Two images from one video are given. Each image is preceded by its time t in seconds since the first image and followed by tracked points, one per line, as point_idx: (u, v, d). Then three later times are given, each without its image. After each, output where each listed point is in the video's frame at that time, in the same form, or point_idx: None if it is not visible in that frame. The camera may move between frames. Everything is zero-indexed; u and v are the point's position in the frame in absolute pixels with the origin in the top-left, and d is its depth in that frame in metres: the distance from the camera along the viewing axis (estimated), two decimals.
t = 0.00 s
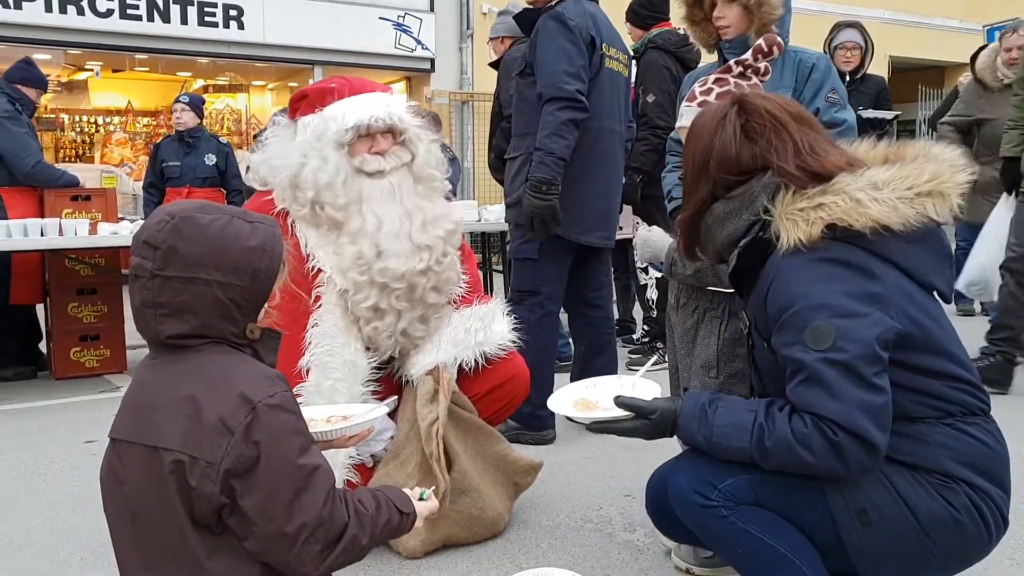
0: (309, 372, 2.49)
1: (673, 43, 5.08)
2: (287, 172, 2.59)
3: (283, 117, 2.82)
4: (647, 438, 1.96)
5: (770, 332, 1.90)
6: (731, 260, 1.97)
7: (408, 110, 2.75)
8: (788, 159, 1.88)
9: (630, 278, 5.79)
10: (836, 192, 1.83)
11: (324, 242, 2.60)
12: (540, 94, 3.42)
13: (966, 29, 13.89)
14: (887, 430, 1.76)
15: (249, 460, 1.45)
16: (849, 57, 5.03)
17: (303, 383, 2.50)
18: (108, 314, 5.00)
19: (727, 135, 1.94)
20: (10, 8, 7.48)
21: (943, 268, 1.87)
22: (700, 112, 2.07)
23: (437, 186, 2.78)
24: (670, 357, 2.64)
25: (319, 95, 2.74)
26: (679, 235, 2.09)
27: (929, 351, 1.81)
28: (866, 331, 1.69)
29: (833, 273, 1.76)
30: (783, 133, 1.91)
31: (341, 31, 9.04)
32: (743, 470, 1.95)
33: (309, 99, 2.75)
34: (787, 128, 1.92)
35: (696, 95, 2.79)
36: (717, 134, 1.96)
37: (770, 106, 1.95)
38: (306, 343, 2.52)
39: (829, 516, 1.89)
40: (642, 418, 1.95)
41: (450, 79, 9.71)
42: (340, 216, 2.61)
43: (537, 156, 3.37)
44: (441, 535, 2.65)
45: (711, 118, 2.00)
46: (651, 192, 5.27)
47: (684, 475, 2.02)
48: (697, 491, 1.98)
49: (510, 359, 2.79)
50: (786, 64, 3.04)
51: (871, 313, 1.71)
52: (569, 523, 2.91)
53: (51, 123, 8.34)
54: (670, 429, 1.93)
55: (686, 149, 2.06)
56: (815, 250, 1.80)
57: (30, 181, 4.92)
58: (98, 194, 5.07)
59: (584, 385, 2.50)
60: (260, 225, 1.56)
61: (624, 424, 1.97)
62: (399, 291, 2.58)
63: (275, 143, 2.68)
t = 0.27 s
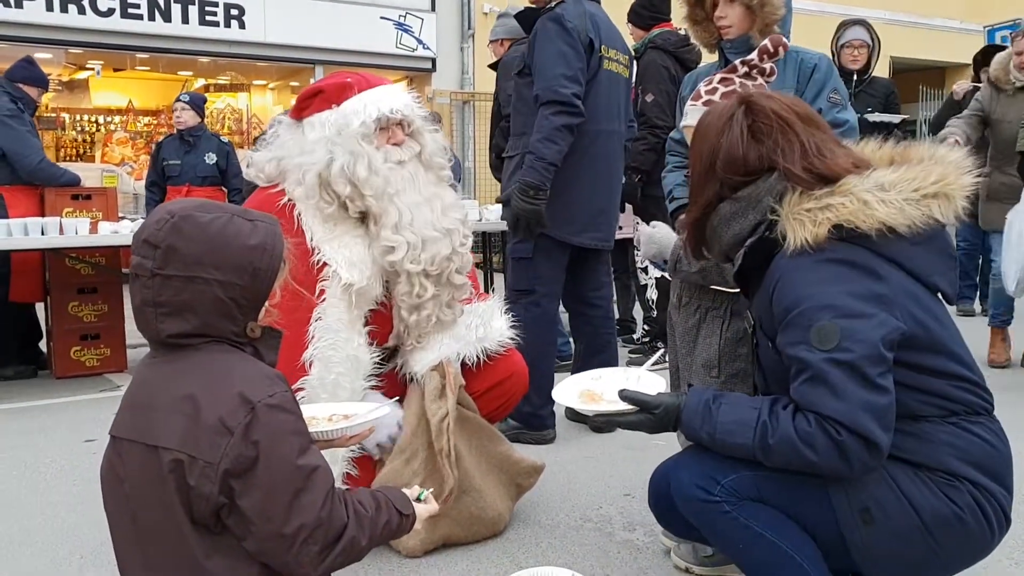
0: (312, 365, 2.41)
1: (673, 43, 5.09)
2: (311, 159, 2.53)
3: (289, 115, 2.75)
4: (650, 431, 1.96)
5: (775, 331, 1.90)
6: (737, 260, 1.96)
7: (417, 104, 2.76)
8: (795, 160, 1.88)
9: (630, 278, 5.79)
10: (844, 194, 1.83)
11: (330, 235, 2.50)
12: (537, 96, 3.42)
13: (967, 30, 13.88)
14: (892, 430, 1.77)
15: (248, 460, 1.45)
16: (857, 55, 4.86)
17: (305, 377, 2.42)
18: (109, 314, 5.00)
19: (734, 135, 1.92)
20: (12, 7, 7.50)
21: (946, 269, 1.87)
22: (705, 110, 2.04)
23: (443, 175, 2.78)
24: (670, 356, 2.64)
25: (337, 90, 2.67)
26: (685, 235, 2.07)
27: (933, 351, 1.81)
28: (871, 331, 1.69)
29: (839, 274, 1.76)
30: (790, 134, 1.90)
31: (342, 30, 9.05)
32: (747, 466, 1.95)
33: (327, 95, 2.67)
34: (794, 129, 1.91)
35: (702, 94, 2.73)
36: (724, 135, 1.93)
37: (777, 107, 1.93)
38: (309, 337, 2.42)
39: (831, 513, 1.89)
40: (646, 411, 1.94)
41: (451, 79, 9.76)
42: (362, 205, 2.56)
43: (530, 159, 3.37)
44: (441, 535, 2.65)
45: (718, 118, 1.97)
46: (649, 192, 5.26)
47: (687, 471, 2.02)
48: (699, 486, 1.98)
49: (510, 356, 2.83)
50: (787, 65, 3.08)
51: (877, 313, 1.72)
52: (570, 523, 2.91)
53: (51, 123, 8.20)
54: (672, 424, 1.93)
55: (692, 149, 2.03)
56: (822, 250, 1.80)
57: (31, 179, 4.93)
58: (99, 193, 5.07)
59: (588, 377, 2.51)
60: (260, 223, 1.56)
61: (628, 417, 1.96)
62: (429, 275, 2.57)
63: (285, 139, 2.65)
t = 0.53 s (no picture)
0: (323, 361, 2.39)
1: (672, 41, 5.08)
2: (321, 154, 2.54)
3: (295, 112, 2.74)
4: (653, 429, 1.96)
5: (776, 327, 1.90)
6: (738, 257, 1.97)
7: (423, 102, 2.74)
8: (796, 157, 1.89)
9: (630, 276, 5.80)
10: (845, 189, 1.84)
11: (337, 231, 2.49)
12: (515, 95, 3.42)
13: (968, 28, 13.86)
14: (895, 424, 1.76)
15: (247, 460, 1.45)
16: (858, 48, 4.81)
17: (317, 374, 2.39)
18: (109, 312, 5.00)
19: (736, 132, 1.94)
20: (11, 5, 7.51)
21: (947, 266, 1.87)
22: (707, 109, 2.07)
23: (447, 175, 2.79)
24: (670, 355, 2.65)
25: (347, 85, 2.65)
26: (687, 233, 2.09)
27: (933, 347, 1.81)
28: (873, 325, 1.69)
29: (841, 269, 1.76)
30: (791, 131, 1.92)
31: (342, 29, 9.04)
32: (749, 463, 1.95)
33: (337, 91, 2.66)
34: (794, 126, 1.93)
35: (709, 87, 2.67)
36: (725, 132, 1.96)
37: (778, 104, 1.95)
38: (319, 333, 2.40)
39: (832, 510, 1.89)
40: (648, 409, 1.94)
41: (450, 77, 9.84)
42: (372, 200, 2.57)
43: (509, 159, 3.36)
44: (441, 533, 2.64)
45: (720, 116, 2.00)
46: (647, 190, 5.25)
47: (688, 468, 2.02)
48: (700, 483, 1.99)
49: (506, 352, 2.87)
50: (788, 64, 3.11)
51: (879, 308, 1.71)
52: (570, 521, 2.91)
53: (51, 121, 8.01)
54: (674, 421, 1.93)
55: (694, 147, 2.06)
56: (824, 246, 1.80)
57: (32, 178, 4.94)
58: (99, 191, 5.07)
59: (589, 374, 2.51)
60: (254, 220, 1.56)
61: (629, 416, 1.96)
62: (430, 271, 2.59)
63: (292, 135, 2.66)
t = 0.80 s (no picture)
0: (337, 362, 2.40)
1: (671, 40, 5.08)
2: (332, 155, 2.53)
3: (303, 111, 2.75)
4: (651, 425, 1.94)
5: (776, 323, 1.89)
6: (737, 252, 1.98)
7: (429, 104, 2.77)
8: (797, 153, 1.90)
9: (630, 275, 5.80)
10: (844, 185, 1.85)
11: (349, 233, 2.49)
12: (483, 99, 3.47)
13: (968, 27, 13.85)
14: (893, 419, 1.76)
15: (245, 460, 1.45)
16: (856, 43, 4.81)
17: (331, 376, 2.41)
18: (109, 311, 5.00)
19: (739, 128, 1.96)
20: (12, 5, 7.52)
21: (946, 264, 1.87)
22: (711, 107, 2.09)
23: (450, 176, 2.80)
24: (671, 354, 2.65)
25: (357, 86, 2.66)
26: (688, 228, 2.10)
27: (929, 343, 1.81)
28: (871, 319, 1.69)
29: (839, 264, 1.76)
30: (793, 128, 1.93)
31: (342, 28, 9.04)
32: (748, 462, 1.95)
33: (349, 91, 2.67)
34: (797, 122, 1.94)
35: (713, 85, 2.65)
36: (728, 128, 1.98)
37: (782, 101, 1.97)
38: (333, 336, 2.41)
39: (831, 509, 1.88)
40: (647, 405, 1.93)
41: (451, 77, 9.85)
42: (381, 200, 2.56)
43: (479, 163, 3.40)
44: (440, 532, 2.64)
45: (724, 112, 2.02)
46: (646, 189, 5.25)
47: (687, 467, 2.02)
48: (699, 482, 1.98)
49: (505, 348, 2.88)
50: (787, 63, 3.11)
51: (877, 303, 1.72)
52: (569, 520, 2.91)
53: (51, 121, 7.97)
54: (672, 418, 1.92)
55: (698, 142, 2.07)
56: (823, 241, 1.80)
57: (32, 178, 4.95)
58: (99, 190, 5.07)
59: (586, 371, 2.51)
60: (249, 219, 1.56)
61: (627, 411, 1.94)
62: (437, 273, 2.57)
63: (300, 135, 2.65)
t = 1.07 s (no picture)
0: (338, 361, 2.40)
1: (671, 38, 5.07)
2: (338, 152, 2.52)
3: (308, 109, 2.76)
4: (649, 414, 1.94)
5: (775, 315, 1.90)
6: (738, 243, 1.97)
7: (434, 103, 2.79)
8: (804, 144, 1.90)
9: (629, 274, 5.80)
10: (847, 177, 1.85)
11: (354, 231, 2.49)
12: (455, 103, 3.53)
13: (967, 25, 13.84)
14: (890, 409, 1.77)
15: (243, 459, 1.46)
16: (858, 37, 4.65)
17: (331, 373, 2.41)
18: (108, 310, 5.00)
19: (748, 117, 1.95)
20: (11, 4, 7.52)
21: (943, 260, 1.88)
22: (721, 95, 2.09)
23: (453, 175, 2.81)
24: (671, 352, 2.65)
25: (363, 84, 2.65)
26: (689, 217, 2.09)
27: (925, 334, 1.82)
28: (871, 309, 1.70)
29: (839, 254, 1.77)
30: (802, 120, 1.94)
31: (342, 26, 9.04)
32: (747, 458, 1.95)
33: (354, 88, 2.67)
34: (806, 115, 1.95)
35: (714, 83, 2.63)
36: (737, 117, 1.97)
37: (793, 94, 1.97)
38: (335, 334, 2.41)
39: (830, 505, 1.88)
40: (645, 393, 1.93)
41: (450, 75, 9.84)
42: (387, 198, 2.56)
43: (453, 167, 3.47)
44: (439, 530, 2.65)
45: (733, 101, 2.01)
46: (645, 187, 5.26)
47: (686, 464, 2.02)
48: (698, 480, 1.98)
49: (504, 346, 2.88)
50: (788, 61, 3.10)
51: (877, 293, 1.72)
52: (568, 518, 2.92)
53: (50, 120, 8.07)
54: (671, 407, 1.91)
55: (704, 131, 2.06)
56: (824, 232, 1.81)
57: (31, 177, 4.94)
58: (98, 189, 5.06)
59: (583, 361, 2.47)
60: (248, 217, 1.57)
61: (626, 399, 1.94)
62: (438, 271, 2.58)
63: (306, 133, 2.65)
